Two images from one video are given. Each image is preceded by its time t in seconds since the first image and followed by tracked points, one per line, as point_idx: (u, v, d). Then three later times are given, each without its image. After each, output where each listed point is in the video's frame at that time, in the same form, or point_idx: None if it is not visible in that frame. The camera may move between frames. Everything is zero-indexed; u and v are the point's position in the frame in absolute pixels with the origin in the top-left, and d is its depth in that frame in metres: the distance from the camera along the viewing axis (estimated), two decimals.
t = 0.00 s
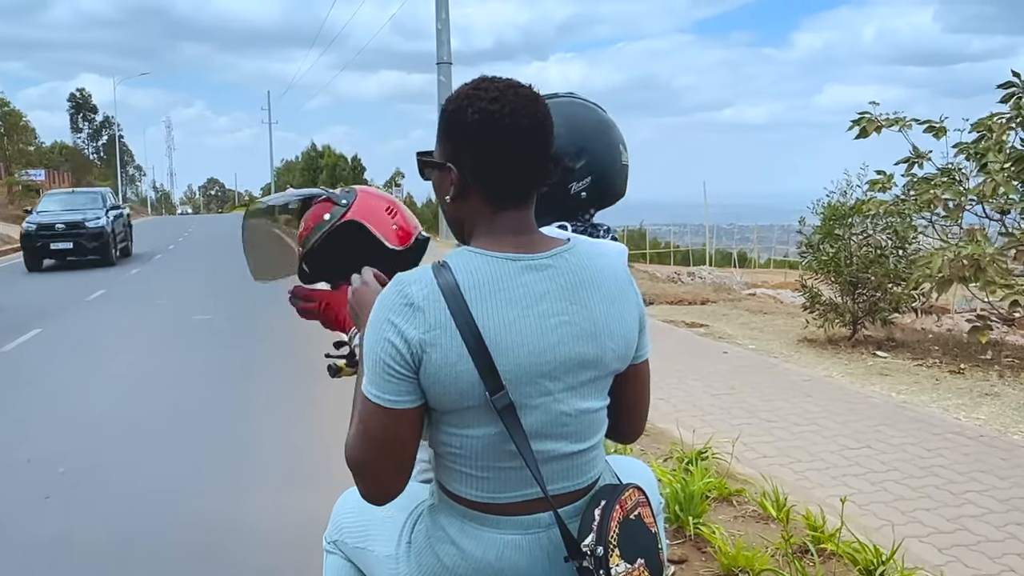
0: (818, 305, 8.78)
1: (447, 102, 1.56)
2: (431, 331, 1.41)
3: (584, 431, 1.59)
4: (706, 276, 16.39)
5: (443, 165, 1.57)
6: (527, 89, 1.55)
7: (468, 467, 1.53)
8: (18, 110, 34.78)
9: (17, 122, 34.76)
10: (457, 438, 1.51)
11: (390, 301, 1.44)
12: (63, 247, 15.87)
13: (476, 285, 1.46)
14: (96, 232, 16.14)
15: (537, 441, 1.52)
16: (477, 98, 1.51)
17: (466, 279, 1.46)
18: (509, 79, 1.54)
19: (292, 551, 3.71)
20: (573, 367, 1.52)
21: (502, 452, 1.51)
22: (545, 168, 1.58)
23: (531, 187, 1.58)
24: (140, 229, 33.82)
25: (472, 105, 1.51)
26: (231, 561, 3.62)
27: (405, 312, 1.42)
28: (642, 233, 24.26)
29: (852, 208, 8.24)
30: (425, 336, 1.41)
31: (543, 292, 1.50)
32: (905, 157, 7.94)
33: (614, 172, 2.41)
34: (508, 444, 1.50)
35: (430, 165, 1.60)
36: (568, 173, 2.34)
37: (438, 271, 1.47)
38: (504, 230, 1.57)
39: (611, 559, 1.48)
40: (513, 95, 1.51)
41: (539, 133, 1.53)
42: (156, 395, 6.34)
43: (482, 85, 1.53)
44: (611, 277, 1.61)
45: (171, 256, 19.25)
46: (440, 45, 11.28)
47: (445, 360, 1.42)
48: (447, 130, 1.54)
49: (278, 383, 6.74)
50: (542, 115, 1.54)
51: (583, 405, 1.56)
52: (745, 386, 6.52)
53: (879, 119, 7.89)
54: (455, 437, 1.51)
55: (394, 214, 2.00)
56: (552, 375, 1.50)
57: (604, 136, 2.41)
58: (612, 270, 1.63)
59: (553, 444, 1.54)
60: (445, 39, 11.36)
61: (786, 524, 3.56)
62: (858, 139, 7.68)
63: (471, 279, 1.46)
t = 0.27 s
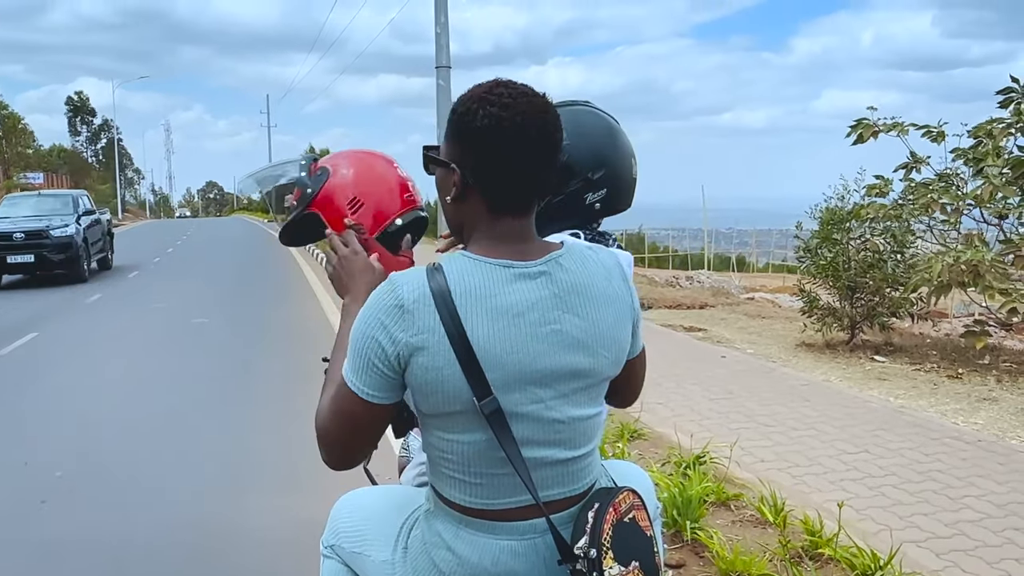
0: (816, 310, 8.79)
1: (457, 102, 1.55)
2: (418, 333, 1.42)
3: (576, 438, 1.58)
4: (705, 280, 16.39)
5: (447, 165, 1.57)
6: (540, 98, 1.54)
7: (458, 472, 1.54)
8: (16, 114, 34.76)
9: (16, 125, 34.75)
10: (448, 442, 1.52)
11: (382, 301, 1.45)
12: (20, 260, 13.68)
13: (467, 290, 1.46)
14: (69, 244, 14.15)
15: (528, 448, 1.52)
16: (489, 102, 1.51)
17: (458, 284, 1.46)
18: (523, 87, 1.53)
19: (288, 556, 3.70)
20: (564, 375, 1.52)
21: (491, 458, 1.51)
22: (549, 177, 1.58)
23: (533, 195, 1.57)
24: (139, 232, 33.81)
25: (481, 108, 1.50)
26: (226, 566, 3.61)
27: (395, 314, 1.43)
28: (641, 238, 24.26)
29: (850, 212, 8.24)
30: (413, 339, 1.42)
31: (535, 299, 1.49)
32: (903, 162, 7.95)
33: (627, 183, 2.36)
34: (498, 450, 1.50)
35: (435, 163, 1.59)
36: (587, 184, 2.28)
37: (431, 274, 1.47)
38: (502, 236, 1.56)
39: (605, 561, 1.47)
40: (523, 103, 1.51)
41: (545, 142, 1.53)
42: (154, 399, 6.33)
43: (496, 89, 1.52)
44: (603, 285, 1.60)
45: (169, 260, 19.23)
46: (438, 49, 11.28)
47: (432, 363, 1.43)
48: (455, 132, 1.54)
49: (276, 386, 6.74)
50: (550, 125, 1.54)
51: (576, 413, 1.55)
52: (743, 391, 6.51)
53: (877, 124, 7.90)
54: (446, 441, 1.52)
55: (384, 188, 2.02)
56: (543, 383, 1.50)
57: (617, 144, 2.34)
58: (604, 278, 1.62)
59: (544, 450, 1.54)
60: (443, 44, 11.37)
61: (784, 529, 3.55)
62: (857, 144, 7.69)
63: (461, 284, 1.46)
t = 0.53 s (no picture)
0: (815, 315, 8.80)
1: (463, 106, 1.56)
2: (412, 335, 1.44)
3: (572, 446, 1.57)
4: (704, 285, 16.40)
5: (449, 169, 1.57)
6: (544, 105, 1.55)
7: (452, 476, 1.54)
8: (15, 117, 34.76)
9: (15, 128, 34.78)
10: (443, 446, 1.52)
11: (379, 302, 1.45)
12: None
13: (463, 296, 1.46)
14: (22, 258, 11.51)
15: (523, 455, 1.52)
16: (492, 107, 1.51)
17: (454, 289, 1.47)
18: (527, 93, 1.54)
19: (288, 560, 3.70)
20: (558, 384, 1.51)
21: (485, 463, 1.51)
22: (550, 184, 1.58)
23: (534, 202, 1.57)
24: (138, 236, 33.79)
25: (485, 114, 1.51)
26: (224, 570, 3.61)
27: (391, 314, 1.44)
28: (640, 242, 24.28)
29: (849, 217, 8.25)
30: (406, 340, 1.44)
31: (531, 307, 1.49)
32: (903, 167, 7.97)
33: (644, 198, 2.36)
34: (492, 457, 1.50)
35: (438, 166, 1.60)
36: (608, 199, 2.26)
37: (429, 278, 1.48)
38: (501, 242, 1.57)
39: (600, 565, 1.48)
40: (527, 110, 1.51)
41: (547, 150, 1.53)
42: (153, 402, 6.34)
43: (499, 95, 1.53)
44: (599, 293, 1.60)
45: (168, 263, 19.24)
46: (438, 54, 11.31)
47: (425, 366, 1.44)
48: (459, 136, 1.54)
49: (275, 390, 6.74)
50: (553, 134, 1.54)
51: (571, 421, 1.55)
52: (743, 396, 6.52)
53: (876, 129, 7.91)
54: (440, 443, 1.52)
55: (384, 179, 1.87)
56: (537, 391, 1.49)
57: (639, 159, 2.33)
58: (601, 286, 1.61)
59: (539, 458, 1.53)
60: (443, 48, 11.39)
61: (783, 534, 3.55)
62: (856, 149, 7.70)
63: (457, 290, 1.46)
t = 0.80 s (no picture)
0: (814, 320, 8.81)
1: (471, 112, 1.57)
2: (412, 343, 1.45)
3: (571, 455, 1.58)
4: (704, 289, 16.40)
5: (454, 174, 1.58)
6: (551, 113, 1.56)
7: (452, 484, 1.55)
8: (15, 120, 34.77)
9: (15, 131, 34.79)
10: (443, 454, 1.53)
11: (380, 310, 1.46)
12: None
13: (464, 305, 1.46)
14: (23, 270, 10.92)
15: (523, 464, 1.52)
16: (500, 113, 1.52)
17: (455, 298, 1.47)
18: (535, 101, 1.54)
19: (286, 564, 3.70)
20: (557, 393, 1.51)
21: (484, 472, 1.51)
22: (554, 193, 1.58)
23: (537, 211, 1.58)
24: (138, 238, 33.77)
25: (492, 119, 1.51)
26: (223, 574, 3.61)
27: (392, 322, 1.45)
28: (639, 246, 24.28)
29: (848, 222, 8.27)
30: (406, 348, 1.45)
31: (531, 317, 1.49)
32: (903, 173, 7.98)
33: (648, 206, 2.37)
34: (491, 465, 1.51)
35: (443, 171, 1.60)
36: (616, 208, 2.26)
37: (430, 286, 1.48)
38: (503, 250, 1.57)
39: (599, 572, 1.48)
40: (534, 118, 1.52)
41: (552, 160, 1.54)
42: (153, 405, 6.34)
43: (507, 102, 1.53)
44: (600, 301, 1.59)
45: (168, 266, 19.22)
46: (439, 58, 11.32)
47: (424, 375, 1.45)
48: (465, 141, 1.55)
49: (275, 394, 6.75)
50: (559, 142, 1.54)
51: (570, 430, 1.55)
52: (742, 400, 6.52)
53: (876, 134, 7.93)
54: (439, 451, 1.53)
55: (383, 176, 1.85)
56: (536, 401, 1.50)
57: (645, 168, 2.34)
58: (601, 293, 1.61)
59: (538, 466, 1.54)
60: (443, 52, 11.41)
61: (784, 539, 3.56)
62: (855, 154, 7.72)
63: (458, 298, 1.46)
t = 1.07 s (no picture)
0: (814, 325, 8.82)
1: (469, 119, 1.57)
2: (407, 351, 1.45)
3: (570, 460, 1.58)
4: (703, 294, 16.40)
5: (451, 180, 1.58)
6: (548, 120, 1.56)
7: (450, 490, 1.55)
8: (16, 123, 34.77)
9: (16, 133, 34.79)
10: (441, 462, 1.53)
11: (377, 317, 1.46)
12: None
13: (461, 313, 1.47)
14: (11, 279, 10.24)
15: (522, 470, 1.53)
16: (497, 120, 1.52)
17: (452, 305, 1.47)
18: (532, 108, 1.55)
19: (285, 568, 3.70)
20: (555, 400, 1.52)
21: (482, 479, 1.51)
22: (550, 201, 1.59)
23: (534, 219, 1.58)
24: (137, 241, 33.77)
25: (489, 126, 1.52)
26: None
27: (389, 330, 1.46)
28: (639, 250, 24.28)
29: (848, 227, 8.28)
30: (403, 355, 1.46)
31: (529, 324, 1.49)
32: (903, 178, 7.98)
33: (649, 214, 2.39)
34: (490, 473, 1.51)
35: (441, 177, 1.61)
36: (620, 214, 2.27)
37: (427, 294, 1.49)
38: (500, 257, 1.58)
39: None
40: (531, 125, 1.52)
41: (548, 168, 1.54)
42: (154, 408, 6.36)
43: (505, 109, 1.54)
44: (597, 306, 1.60)
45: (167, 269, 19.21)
46: (439, 62, 11.33)
47: (420, 383, 1.46)
48: (462, 147, 1.55)
49: (275, 397, 6.75)
50: (556, 150, 1.55)
51: (568, 436, 1.56)
52: (742, 405, 6.53)
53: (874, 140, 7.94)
54: (438, 458, 1.53)
55: (395, 163, 1.85)
56: (534, 408, 1.50)
57: (645, 171, 2.35)
58: (598, 298, 1.61)
59: (537, 473, 1.54)
60: (444, 56, 11.42)
61: (784, 545, 3.56)
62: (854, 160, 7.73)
63: (454, 306, 1.47)
